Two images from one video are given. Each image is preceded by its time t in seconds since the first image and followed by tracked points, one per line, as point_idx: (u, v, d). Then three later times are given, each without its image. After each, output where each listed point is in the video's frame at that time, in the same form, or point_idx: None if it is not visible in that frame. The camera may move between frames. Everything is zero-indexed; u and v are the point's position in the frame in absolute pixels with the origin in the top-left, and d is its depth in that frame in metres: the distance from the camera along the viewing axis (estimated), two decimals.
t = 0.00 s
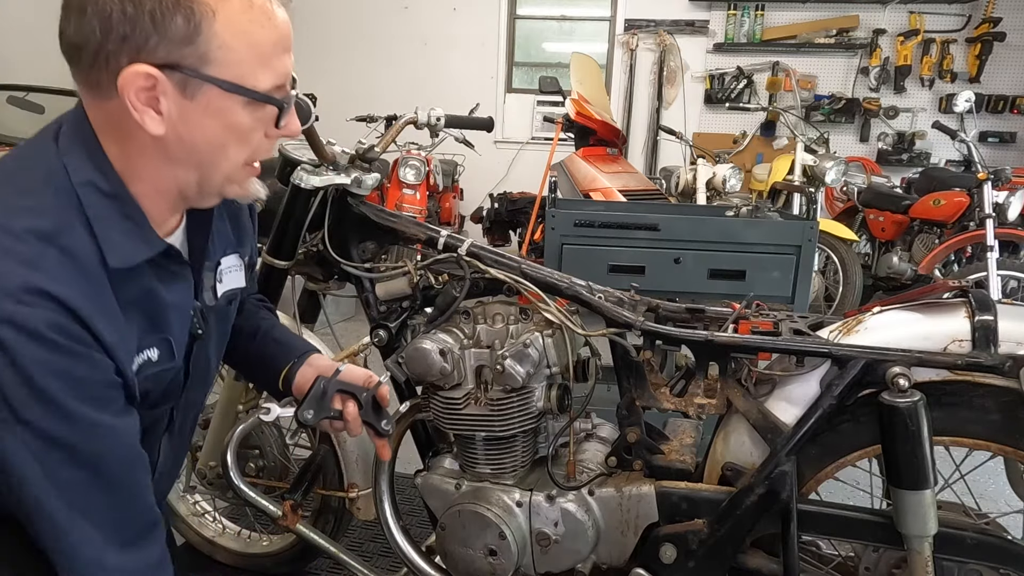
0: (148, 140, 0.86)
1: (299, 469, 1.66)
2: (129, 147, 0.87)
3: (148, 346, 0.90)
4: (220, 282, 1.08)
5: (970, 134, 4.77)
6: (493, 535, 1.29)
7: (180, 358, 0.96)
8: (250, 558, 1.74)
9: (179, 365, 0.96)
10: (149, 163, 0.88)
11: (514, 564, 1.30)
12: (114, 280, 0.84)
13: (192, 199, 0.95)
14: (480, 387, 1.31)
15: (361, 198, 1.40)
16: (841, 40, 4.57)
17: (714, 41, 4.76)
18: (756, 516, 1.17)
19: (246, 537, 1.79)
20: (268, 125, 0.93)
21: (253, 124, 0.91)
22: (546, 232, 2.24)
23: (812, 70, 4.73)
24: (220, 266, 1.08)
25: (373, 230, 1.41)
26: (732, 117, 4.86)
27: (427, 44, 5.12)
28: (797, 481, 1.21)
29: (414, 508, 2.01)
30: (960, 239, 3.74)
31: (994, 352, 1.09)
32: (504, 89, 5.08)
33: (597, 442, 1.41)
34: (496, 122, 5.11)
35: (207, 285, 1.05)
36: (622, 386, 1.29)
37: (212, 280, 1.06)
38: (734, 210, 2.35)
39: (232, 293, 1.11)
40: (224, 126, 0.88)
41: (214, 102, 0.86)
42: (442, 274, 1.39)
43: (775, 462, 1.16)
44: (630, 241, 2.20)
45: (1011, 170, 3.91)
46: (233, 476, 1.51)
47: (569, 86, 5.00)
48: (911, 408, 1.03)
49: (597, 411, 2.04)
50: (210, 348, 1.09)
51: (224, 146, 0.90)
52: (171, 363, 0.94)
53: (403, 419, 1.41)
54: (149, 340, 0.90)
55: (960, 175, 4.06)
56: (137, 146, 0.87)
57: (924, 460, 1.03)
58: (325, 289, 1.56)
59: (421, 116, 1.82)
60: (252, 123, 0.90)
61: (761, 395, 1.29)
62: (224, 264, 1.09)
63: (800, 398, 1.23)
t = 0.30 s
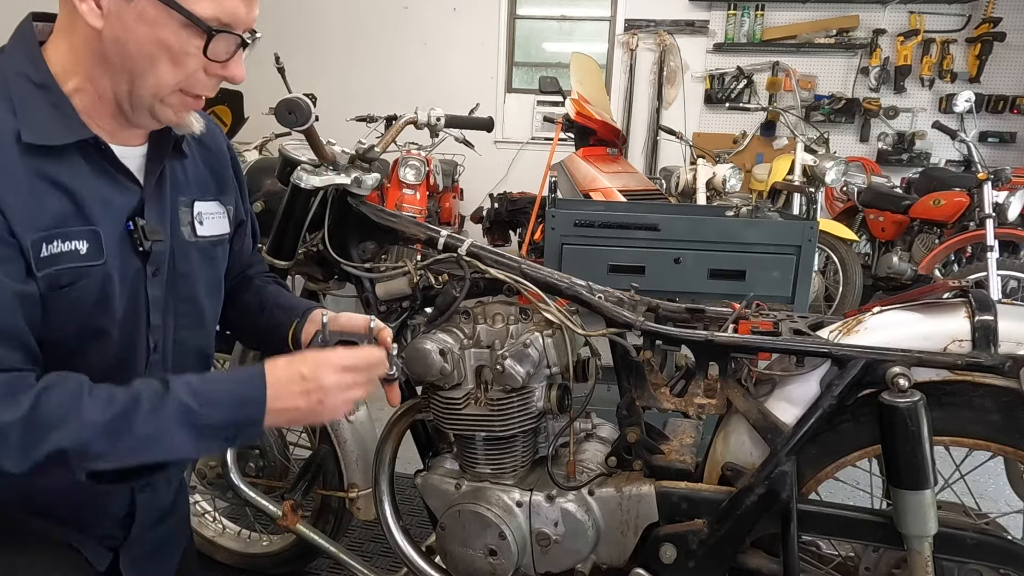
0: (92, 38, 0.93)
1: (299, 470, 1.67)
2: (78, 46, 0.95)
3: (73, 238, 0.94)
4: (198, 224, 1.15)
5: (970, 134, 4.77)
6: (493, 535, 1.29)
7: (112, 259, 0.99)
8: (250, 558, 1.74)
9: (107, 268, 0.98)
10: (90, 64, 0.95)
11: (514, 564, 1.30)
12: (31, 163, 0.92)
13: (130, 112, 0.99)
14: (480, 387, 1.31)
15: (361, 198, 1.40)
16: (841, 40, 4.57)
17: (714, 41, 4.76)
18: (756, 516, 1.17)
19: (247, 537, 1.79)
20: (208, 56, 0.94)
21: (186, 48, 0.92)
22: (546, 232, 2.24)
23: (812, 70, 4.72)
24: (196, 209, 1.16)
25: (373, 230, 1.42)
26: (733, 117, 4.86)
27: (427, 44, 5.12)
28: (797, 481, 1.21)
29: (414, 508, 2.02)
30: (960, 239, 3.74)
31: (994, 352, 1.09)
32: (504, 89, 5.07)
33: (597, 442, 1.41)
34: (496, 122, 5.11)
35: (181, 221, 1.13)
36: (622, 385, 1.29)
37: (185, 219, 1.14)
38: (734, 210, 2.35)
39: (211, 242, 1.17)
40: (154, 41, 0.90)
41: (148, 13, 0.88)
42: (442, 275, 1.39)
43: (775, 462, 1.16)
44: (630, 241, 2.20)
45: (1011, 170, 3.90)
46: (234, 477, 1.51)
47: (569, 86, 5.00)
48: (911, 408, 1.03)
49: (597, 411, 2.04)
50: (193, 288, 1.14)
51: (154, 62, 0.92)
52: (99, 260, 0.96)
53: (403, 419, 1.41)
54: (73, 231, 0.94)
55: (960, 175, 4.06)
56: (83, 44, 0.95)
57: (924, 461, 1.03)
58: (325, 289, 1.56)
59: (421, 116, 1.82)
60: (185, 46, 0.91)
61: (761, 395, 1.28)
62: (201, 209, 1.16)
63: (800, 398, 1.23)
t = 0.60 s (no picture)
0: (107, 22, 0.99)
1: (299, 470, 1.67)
2: (95, 30, 1.01)
3: (88, 202, 1.00)
4: (208, 207, 1.21)
5: (969, 133, 4.77)
6: (493, 535, 1.29)
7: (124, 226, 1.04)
8: (250, 558, 1.75)
9: (119, 232, 1.03)
10: (105, 46, 1.00)
11: (514, 564, 1.30)
12: (47, 131, 0.99)
13: (142, 94, 1.05)
14: (480, 387, 1.31)
15: (361, 198, 1.41)
16: (841, 40, 4.57)
17: (714, 41, 4.76)
18: (756, 516, 1.17)
19: (246, 537, 1.79)
20: (211, 42, 0.99)
21: (192, 30, 0.97)
22: (546, 232, 2.23)
23: (812, 70, 4.72)
24: (207, 193, 1.22)
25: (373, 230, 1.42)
26: (732, 117, 4.86)
27: (427, 44, 5.12)
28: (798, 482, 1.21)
29: (414, 508, 2.01)
30: (960, 239, 3.74)
31: (994, 352, 1.09)
32: (504, 89, 5.07)
33: (597, 442, 1.41)
34: (496, 122, 5.11)
35: (193, 203, 1.18)
36: (622, 386, 1.29)
37: (197, 201, 1.19)
38: (734, 210, 2.35)
39: (221, 225, 1.23)
40: (163, 22, 0.96)
41: None
42: (442, 275, 1.39)
43: (775, 462, 1.16)
44: (630, 241, 2.20)
45: (1011, 170, 3.90)
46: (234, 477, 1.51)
47: (569, 86, 5.00)
48: (911, 408, 1.03)
49: (597, 411, 2.04)
50: (205, 266, 1.19)
51: (161, 42, 0.97)
52: (111, 225, 1.02)
53: (403, 419, 1.41)
54: (88, 196, 1.00)
55: (960, 175, 4.06)
56: (99, 27, 1.01)
57: (924, 461, 1.03)
58: (325, 289, 1.56)
59: (421, 116, 1.82)
60: (190, 29, 0.97)
61: (761, 395, 1.28)
62: (211, 193, 1.22)
63: (801, 398, 1.23)
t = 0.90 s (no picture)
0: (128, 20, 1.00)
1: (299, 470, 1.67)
2: (115, 28, 1.02)
3: (101, 191, 1.00)
4: (220, 206, 1.20)
5: (970, 133, 4.77)
6: (493, 535, 1.29)
7: (135, 215, 1.04)
8: (250, 558, 1.75)
9: (130, 221, 1.03)
10: (125, 44, 1.01)
11: (514, 564, 1.30)
12: (65, 123, 0.99)
13: (160, 92, 1.05)
14: (480, 387, 1.31)
15: (361, 198, 1.41)
16: (841, 40, 4.57)
17: (714, 41, 4.76)
18: (757, 516, 1.17)
19: (247, 537, 1.79)
20: (227, 39, 1.00)
21: (210, 27, 0.98)
22: (546, 232, 2.23)
23: (812, 70, 4.72)
24: (219, 192, 1.21)
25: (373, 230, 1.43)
26: (733, 116, 4.86)
27: (427, 44, 5.12)
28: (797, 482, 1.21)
29: (414, 508, 2.01)
30: (960, 239, 3.73)
31: (994, 352, 1.09)
32: (504, 89, 5.07)
33: (597, 442, 1.42)
34: (496, 122, 5.11)
35: (205, 200, 1.18)
36: (622, 386, 1.29)
37: (209, 199, 1.19)
38: (734, 210, 2.35)
39: (231, 224, 1.23)
40: (182, 18, 0.96)
41: None
42: (442, 275, 1.39)
43: (775, 462, 1.16)
44: (630, 241, 2.20)
45: (1011, 170, 3.90)
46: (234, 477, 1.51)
47: (569, 86, 5.00)
48: (911, 408, 1.03)
49: (597, 411, 2.04)
50: (216, 262, 1.18)
51: (181, 38, 0.98)
52: (123, 214, 1.02)
53: (403, 419, 1.41)
54: (101, 185, 1.00)
55: (960, 175, 4.06)
56: (119, 26, 1.01)
57: (924, 461, 1.03)
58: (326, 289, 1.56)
59: (421, 115, 1.82)
60: (209, 26, 0.98)
61: (761, 395, 1.29)
62: (223, 192, 1.22)
63: (800, 398, 1.23)
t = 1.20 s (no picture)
0: (158, 19, 1.01)
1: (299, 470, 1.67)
2: (143, 27, 1.03)
3: (119, 188, 1.00)
4: (235, 208, 1.20)
5: (970, 133, 4.77)
6: (493, 535, 1.29)
7: (152, 212, 1.04)
8: (250, 558, 1.75)
9: (147, 219, 1.03)
10: (154, 43, 1.02)
11: (514, 564, 1.30)
12: (88, 120, 0.99)
13: (188, 89, 1.06)
14: (480, 387, 1.31)
15: (361, 198, 1.41)
16: (841, 40, 4.57)
17: (714, 41, 4.76)
18: (756, 515, 1.17)
19: (247, 537, 1.79)
20: (259, 34, 1.01)
21: (242, 24, 1.00)
22: (546, 232, 2.23)
23: (811, 70, 4.72)
24: (235, 195, 1.20)
25: (373, 230, 1.43)
26: (733, 116, 4.86)
27: (427, 44, 5.12)
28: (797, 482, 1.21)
29: (414, 508, 2.02)
30: (960, 238, 3.73)
31: (994, 352, 1.09)
32: (504, 89, 5.07)
33: (597, 442, 1.42)
34: (496, 122, 5.11)
35: (222, 203, 1.17)
36: (622, 385, 1.29)
37: (225, 202, 1.18)
38: (734, 210, 2.35)
39: (246, 227, 1.22)
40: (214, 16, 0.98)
41: None
42: (442, 275, 1.40)
43: (775, 462, 1.16)
44: (630, 241, 2.20)
45: (1011, 170, 3.90)
46: (234, 477, 1.51)
47: (569, 86, 5.00)
48: (911, 408, 1.03)
49: (597, 410, 2.04)
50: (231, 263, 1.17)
51: (212, 35, 0.99)
52: (139, 212, 1.02)
53: (403, 419, 1.41)
54: (120, 182, 1.00)
55: (960, 175, 4.06)
56: (148, 25, 1.02)
57: (924, 460, 1.03)
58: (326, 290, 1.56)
59: (421, 116, 1.82)
60: (241, 23, 0.99)
61: (761, 395, 1.29)
62: (239, 195, 1.21)
63: (800, 398, 1.23)
